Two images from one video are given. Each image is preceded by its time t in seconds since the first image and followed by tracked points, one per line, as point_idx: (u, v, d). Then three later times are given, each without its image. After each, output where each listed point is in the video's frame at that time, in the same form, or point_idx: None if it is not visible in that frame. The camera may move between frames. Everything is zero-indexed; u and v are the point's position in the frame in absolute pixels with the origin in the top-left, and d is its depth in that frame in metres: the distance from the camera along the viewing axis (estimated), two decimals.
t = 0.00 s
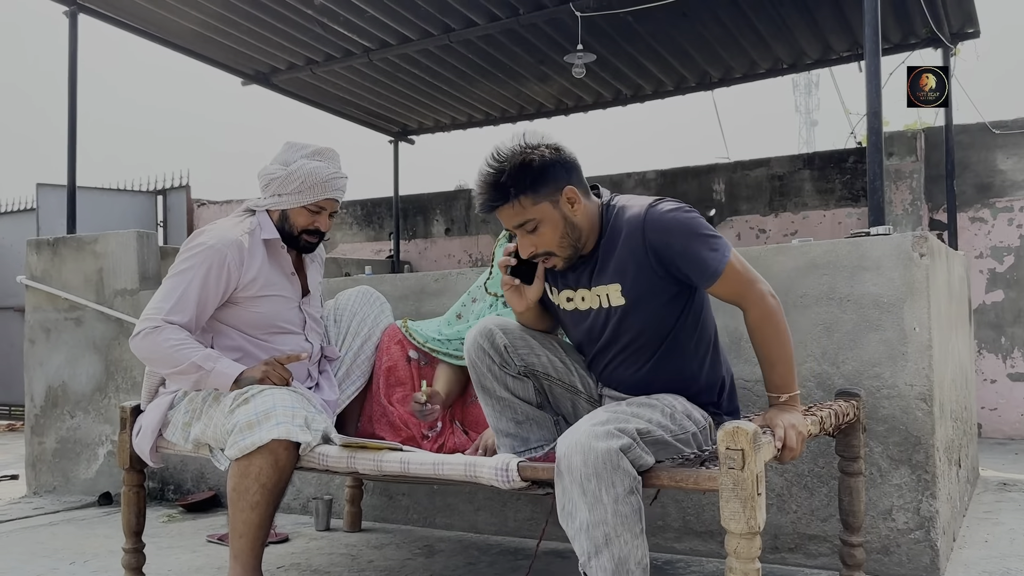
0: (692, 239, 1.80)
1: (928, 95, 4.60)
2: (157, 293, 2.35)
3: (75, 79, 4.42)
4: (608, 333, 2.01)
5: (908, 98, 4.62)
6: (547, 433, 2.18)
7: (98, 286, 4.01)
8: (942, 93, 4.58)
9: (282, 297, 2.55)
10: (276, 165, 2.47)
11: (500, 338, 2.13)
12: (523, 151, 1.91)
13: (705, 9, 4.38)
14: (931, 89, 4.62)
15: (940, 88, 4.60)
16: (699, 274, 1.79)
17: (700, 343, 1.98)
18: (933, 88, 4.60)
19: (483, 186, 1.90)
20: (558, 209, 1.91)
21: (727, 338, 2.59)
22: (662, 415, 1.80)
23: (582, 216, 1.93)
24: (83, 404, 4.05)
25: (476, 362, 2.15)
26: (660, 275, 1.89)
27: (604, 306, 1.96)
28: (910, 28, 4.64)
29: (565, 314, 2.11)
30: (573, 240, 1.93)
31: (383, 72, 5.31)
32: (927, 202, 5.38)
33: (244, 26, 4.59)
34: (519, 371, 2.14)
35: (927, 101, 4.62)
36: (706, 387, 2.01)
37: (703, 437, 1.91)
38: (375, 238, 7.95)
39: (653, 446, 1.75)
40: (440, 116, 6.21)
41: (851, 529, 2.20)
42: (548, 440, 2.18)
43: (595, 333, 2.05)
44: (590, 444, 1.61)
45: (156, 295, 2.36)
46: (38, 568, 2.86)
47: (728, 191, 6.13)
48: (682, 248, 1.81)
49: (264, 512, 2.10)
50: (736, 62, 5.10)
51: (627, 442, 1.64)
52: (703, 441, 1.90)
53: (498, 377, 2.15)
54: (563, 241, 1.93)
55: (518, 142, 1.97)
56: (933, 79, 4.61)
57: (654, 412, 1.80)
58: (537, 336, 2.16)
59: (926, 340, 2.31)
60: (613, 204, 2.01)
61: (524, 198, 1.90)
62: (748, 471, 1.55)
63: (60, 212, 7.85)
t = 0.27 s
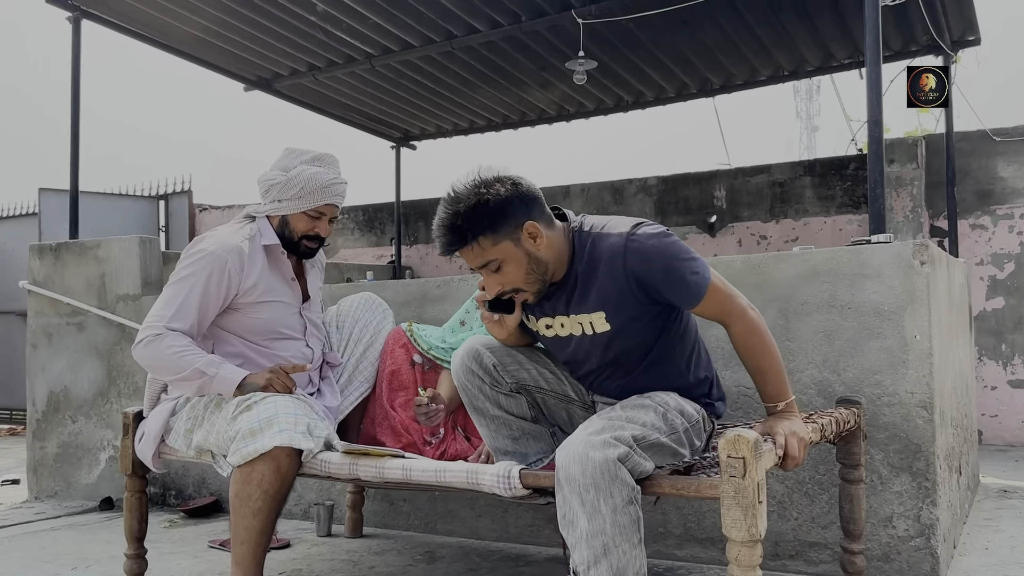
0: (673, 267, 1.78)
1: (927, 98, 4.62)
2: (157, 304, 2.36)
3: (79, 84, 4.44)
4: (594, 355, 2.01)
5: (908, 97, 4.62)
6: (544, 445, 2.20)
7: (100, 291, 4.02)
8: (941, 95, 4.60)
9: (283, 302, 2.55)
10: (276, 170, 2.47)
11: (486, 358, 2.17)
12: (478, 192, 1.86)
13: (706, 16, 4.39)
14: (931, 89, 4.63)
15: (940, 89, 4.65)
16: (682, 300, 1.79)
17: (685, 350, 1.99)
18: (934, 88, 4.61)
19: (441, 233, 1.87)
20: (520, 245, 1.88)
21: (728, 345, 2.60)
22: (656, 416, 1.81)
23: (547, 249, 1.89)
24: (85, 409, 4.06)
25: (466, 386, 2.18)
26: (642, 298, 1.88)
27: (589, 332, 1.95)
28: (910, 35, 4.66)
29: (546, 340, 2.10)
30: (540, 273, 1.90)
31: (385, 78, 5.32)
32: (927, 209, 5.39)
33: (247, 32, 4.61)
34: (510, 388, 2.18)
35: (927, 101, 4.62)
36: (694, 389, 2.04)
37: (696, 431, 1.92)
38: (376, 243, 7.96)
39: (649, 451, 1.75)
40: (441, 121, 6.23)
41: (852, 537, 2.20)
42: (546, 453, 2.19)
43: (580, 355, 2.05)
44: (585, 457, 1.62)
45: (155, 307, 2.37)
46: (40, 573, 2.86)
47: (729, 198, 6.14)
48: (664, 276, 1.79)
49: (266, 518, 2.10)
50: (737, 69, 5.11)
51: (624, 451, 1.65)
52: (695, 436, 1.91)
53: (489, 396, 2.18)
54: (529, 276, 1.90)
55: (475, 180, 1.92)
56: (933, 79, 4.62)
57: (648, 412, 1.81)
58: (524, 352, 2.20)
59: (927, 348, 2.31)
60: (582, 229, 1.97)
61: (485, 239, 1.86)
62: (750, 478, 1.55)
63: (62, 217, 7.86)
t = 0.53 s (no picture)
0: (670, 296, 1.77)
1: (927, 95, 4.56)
2: (166, 314, 2.37)
3: (82, 91, 4.46)
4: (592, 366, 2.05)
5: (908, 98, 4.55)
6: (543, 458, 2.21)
7: (103, 297, 4.03)
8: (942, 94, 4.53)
9: (289, 310, 2.57)
10: (283, 179, 2.49)
11: (478, 380, 2.18)
12: (460, 229, 1.82)
13: (706, 25, 4.42)
14: (931, 89, 4.56)
15: (941, 88, 4.56)
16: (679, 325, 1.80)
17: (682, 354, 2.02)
18: (933, 88, 4.53)
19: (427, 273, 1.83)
20: (510, 276, 1.85)
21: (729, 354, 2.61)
22: (653, 417, 1.81)
23: (536, 277, 1.87)
24: (87, 414, 4.07)
25: (462, 408, 2.19)
26: (640, 317, 1.89)
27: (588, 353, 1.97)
28: (910, 44, 4.68)
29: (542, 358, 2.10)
30: (531, 301, 1.89)
31: (388, 85, 5.35)
32: (927, 217, 5.40)
33: (250, 39, 4.63)
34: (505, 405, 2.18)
35: (926, 101, 4.55)
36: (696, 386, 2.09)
37: (692, 423, 1.94)
38: (378, 249, 7.98)
39: (648, 457, 1.75)
40: (443, 128, 6.25)
41: (852, 546, 2.21)
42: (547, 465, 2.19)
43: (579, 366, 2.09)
44: (582, 473, 1.64)
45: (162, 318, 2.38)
46: None
47: (729, 205, 6.15)
48: (661, 304, 1.79)
49: (269, 525, 2.11)
50: (738, 77, 5.13)
51: (620, 464, 1.66)
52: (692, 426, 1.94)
53: (484, 415, 2.19)
54: (520, 306, 1.89)
55: (456, 215, 1.88)
56: (933, 79, 4.55)
57: (645, 414, 1.81)
58: (518, 369, 2.19)
59: (927, 357, 2.33)
60: (575, 253, 1.93)
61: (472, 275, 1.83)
62: (750, 488, 1.57)
63: (65, 222, 7.88)
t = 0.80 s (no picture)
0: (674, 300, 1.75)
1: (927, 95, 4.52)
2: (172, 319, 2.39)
3: (85, 98, 4.49)
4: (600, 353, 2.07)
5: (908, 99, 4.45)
6: (547, 462, 2.18)
7: (105, 303, 4.05)
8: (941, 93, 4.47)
9: (293, 319, 2.59)
10: (291, 190, 2.52)
11: (485, 390, 2.18)
12: (456, 207, 1.81)
13: (706, 35, 4.44)
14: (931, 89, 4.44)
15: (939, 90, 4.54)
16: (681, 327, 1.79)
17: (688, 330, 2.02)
18: (934, 88, 4.42)
19: (423, 252, 1.84)
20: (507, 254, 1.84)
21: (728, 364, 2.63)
22: (655, 419, 1.81)
23: (535, 254, 1.84)
24: (88, 420, 4.08)
25: (472, 420, 2.20)
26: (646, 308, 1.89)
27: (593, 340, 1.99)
28: (909, 54, 4.70)
29: (547, 342, 2.11)
30: (531, 280, 1.87)
31: (389, 93, 5.37)
32: (926, 227, 5.42)
33: (253, 47, 4.66)
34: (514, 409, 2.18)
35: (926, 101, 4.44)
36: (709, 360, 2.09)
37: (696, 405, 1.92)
38: (378, 255, 7.99)
39: (650, 463, 1.76)
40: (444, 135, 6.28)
41: (850, 556, 2.23)
42: (550, 470, 2.16)
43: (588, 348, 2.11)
44: (586, 490, 1.66)
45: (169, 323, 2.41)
46: None
47: (729, 213, 6.17)
48: (665, 303, 1.78)
49: (270, 533, 2.12)
50: (737, 86, 5.15)
51: (624, 480, 1.67)
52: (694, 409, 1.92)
53: (493, 423, 2.18)
54: (519, 285, 1.87)
55: (452, 194, 1.88)
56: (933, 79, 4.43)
57: (648, 416, 1.81)
58: (523, 370, 2.19)
59: (924, 368, 2.34)
60: (582, 241, 1.89)
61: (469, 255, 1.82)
62: (749, 499, 1.58)
63: (66, 227, 7.90)
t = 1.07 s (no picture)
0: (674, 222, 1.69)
1: (927, 97, 4.47)
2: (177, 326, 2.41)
3: (87, 105, 4.50)
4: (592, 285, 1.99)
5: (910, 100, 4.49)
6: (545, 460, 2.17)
7: (106, 310, 4.06)
8: (942, 93, 4.45)
9: (296, 328, 2.60)
10: (297, 201, 2.53)
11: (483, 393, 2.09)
12: (472, 87, 1.80)
13: (707, 46, 4.47)
14: (931, 90, 4.48)
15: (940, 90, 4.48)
16: (676, 257, 1.72)
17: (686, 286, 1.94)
18: (933, 88, 4.46)
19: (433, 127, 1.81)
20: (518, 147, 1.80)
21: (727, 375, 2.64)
22: (656, 421, 1.75)
23: (545, 152, 1.81)
24: (88, 426, 4.09)
25: (472, 423, 2.14)
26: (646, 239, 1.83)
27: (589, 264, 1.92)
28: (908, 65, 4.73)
29: (546, 262, 2.05)
30: (537, 180, 1.83)
31: (391, 101, 5.40)
32: (925, 237, 5.44)
33: (255, 55, 4.68)
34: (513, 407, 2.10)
35: (927, 101, 4.45)
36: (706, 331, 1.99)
37: (689, 382, 1.85)
38: (378, 262, 8.01)
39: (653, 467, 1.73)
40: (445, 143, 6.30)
41: (848, 567, 2.24)
42: (549, 472, 2.17)
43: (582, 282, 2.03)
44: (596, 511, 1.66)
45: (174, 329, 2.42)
46: None
47: (728, 222, 6.19)
48: (663, 232, 1.71)
49: (271, 541, 2.13)
50: (737, 96, 5.18)
51: (633, 494, 1.67)
52: (688, 386, 1.85)
53: (492, 425, 2.12)
54: (524, 180, 1.82)
55: (470, 78, 1.85)
56: (932, 80, 4.47)
57: (648, 418, 1.75)
58: (516, 361, 2.09)
59: (922, 381, 2.36)
60: (597, 154, 1.84)
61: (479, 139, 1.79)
62: (749, 512, 1.60)
63: (67, 233, 7.92)
